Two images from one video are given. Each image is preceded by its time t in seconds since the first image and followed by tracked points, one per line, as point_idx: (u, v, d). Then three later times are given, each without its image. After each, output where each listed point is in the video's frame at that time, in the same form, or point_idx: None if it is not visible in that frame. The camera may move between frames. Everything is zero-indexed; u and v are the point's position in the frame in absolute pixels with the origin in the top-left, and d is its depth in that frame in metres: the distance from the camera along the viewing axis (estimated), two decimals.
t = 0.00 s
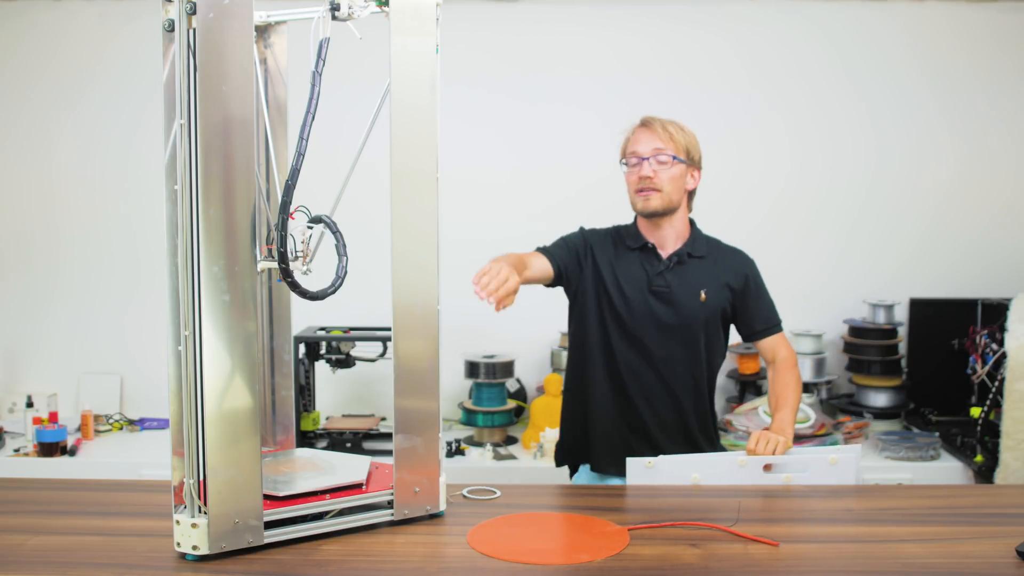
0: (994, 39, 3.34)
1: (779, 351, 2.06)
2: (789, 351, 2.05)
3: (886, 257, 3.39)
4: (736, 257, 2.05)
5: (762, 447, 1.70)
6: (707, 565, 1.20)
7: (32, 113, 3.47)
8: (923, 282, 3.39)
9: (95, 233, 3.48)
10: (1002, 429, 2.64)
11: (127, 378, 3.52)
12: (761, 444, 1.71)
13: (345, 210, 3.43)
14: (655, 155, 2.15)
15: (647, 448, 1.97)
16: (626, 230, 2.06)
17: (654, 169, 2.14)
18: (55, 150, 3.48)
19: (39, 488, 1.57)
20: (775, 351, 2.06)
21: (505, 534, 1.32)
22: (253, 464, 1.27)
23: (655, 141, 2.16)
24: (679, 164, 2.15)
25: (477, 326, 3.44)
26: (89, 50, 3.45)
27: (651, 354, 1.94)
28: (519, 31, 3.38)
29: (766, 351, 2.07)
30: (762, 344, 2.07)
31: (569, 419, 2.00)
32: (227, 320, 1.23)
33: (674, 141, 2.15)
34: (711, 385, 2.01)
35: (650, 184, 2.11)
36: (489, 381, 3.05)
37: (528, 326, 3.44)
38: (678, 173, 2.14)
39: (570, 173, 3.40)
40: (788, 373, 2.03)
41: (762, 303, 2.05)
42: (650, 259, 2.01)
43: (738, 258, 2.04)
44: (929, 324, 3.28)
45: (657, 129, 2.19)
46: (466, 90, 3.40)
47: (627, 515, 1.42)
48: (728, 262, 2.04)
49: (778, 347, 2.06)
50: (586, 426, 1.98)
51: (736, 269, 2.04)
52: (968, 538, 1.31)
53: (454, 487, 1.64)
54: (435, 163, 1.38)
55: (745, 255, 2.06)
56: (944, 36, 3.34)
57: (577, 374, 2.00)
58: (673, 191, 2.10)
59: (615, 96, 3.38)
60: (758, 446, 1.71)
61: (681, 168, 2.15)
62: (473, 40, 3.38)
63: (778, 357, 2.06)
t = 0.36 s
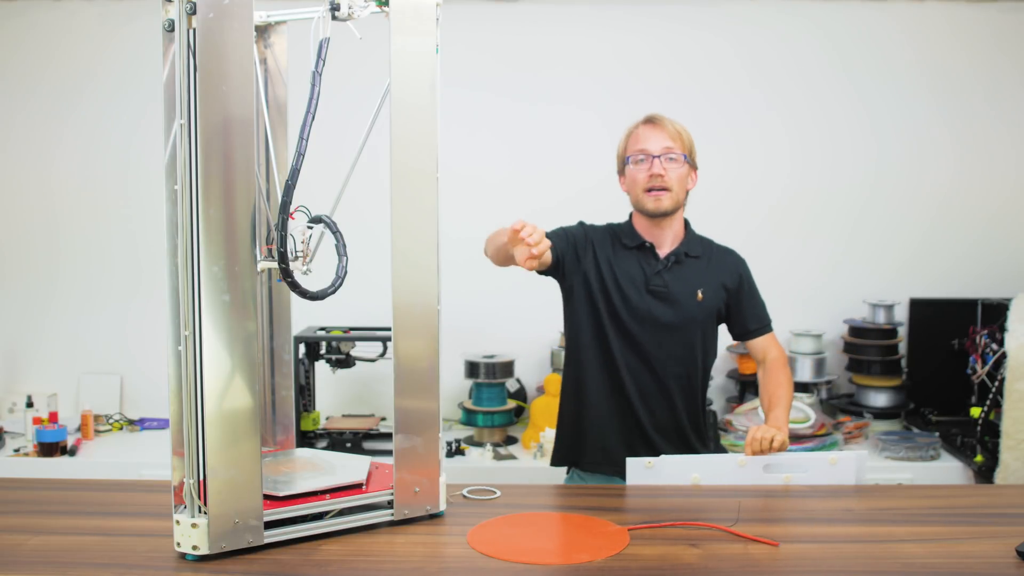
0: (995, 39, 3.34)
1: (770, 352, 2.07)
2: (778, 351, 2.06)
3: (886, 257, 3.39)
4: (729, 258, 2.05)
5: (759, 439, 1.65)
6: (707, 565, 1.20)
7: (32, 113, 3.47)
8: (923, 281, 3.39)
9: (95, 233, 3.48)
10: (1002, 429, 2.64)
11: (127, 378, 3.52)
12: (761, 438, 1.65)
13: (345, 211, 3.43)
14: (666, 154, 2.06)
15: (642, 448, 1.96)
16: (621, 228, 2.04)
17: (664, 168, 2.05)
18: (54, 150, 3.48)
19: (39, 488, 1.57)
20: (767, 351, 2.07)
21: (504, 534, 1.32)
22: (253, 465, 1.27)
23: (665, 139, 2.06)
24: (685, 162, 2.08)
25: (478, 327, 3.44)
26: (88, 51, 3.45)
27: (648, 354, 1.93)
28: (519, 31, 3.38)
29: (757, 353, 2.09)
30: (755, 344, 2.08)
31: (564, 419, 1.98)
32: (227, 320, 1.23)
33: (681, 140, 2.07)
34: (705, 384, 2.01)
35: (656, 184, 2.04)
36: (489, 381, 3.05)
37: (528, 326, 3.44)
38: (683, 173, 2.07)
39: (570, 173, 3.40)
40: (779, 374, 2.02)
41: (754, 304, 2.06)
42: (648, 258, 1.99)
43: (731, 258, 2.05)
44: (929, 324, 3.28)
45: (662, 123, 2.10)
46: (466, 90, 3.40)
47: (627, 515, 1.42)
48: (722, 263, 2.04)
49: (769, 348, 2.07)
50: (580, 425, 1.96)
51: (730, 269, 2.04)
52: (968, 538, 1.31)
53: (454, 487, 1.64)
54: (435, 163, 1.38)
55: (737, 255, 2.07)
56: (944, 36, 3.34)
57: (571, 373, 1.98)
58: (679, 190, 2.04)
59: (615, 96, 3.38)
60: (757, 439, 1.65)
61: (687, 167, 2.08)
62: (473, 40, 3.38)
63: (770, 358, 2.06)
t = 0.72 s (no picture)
0: (995, 39, 3.34)
1: (765, 352, 2.08)
2: (774, 352, 2.08)
3: (885, 257, 3.39)
4: (727, 258, 2.06)
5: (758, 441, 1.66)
6: (707, 565, 1.20)
7: (32, 113, 3.47)
8: (922, 281, 3.39)
9: (95, 233, 3.48)
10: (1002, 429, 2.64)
11: (127, 378, 3.52)
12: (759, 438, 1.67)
13: (345, 211, 3.43)
14: (661, 154, 2.03)
15: (639, 448, 1.95)
16: (619, 229, 2.03)
17: (661, 167, 2.01)
18: (54, 152, 3.48)
19: (39, 488, 1.57)
20: (762, 352, 2.08)
21: (504, 534, 1.32)
22: (253, 464, 1.27)
23: (660, 138, 2.03)
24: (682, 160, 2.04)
25: (477, 327, 3.44)
26: (89, 50, 3.45)
27: (647, 354, 1.93)
28: (519, 31, 3.37)
29: (753, 353, 2.10)
30: (750, 346, 2.09)
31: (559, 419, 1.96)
32: (227, 320, 1.23)
33: (676, 137, 2.04)
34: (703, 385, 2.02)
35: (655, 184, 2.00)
36: (489, 381, 3.05)
37: (528, 326, 3.44)
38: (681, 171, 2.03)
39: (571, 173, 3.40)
40: (775, 374, 2.04)
41: (751, 304, 2.07)
42: (646, 260, 1.99)
43: (729, 258, 2.06)
44: (928, 324, 3.29)
45: (656, 122, 2.07)
46: (467, 90, 3.40)
47: (627, 515, 1.42)
48: (720, 264, 2.04)
49: (764, 348, 2.08)
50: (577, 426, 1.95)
51: (728, 269, 2.05)
52: (968, 538, 1.31)
53: (454, 487, 1.64)
54: (435, 163, 1.38)
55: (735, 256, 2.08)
56: (944, 36, 3.34)
57: (569, 373, 1.97)
58: (678, 188, 2.01)
59: (614, 97, 3.38)
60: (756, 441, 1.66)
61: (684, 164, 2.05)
62: (473, 40, 3.38)
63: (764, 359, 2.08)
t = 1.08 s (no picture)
0: (995, 39, 3.34)
1: (763, 350, 2.08)
2: (772, 349, 2.08)
3: (886, 257, 3.39)
4: (725, 257, 2.05)
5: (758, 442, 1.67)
6: (707, 565, 1.20)
7: (31, 114, 3.47)
8: (922, 281, 3.39)
9: (95, 233, 3.48)
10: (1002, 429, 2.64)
11: (127, 378, 3.53)
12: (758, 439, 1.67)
13: (345, 211, 3.43)
14: (650, 157, 2.03)
15: (641, 448, 1.95)
16: (617, 230, 2.03)
17: (650, 171, 2.02)
18: (54, 152, 3.48)
19: (39, 488, 1.57)
20: (760, 350, 2.08)
21: (504, 534, 1.32)
22: (253, 465, 1.27)
23: (648, 142, 2.03)
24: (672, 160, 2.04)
25: (477, 326, 3.44)
26: (89, 49, 3.45)
27: (647, 353, 1.93)
28: (519, 31, 3.37)
29: (752, 351, 2.10)
30: (749, 344, 2.10)
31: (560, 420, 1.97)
32: (226, 320, 1.23)
33: (664, 139, 2.03)
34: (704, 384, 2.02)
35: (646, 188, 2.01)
36: (489, 381, 3.05)
37: (528, 326, 3.44)
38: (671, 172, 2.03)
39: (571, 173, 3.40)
40: (773, 372, 2.03)
41: (749, 302, 2.07)
42: (645, 260, 1.99)
43: (726, 257, 2.05)
44: (928, 324, 3.29)
45: (643, 125, 2.06)
46: (467, 89, 3.39)
47: (627, 515, 1.42)
48: (718, 262, 2.04)
49: (762, 346, 2.08)
50: (578, 426, 1.95)
51: (726, 268, 2.05)
52: (969, 538, 1.31)
53: (453, 487, 1.64)
54: (435, 163, 1.38)
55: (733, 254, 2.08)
56: (943, 36, 3.34)
57: (569, 373, 1.97)
58: (669, 191, 2.02)
59: (614, 97, 3.38)
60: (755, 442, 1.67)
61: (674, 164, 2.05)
62: (473, 39, 3.38)
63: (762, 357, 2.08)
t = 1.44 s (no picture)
0: (995, 39, 3.34)
1: (763, 352, 2.07)
2: (772, 352, 2.07)
3: (886, 257, 3.39)
4: (731, 259, 2.06)
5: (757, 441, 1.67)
6: (707, 565, 1.20)
7: (31, 114, 3.47)
8: (922, 281, 3.39)
9: (94, 233, 3.48)
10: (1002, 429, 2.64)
11: (127, 378, 3.52)
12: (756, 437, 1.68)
13: (345, 211, 3.43)
14: (674, 155, 2.01)
15: (645, 449, 1.96)
16: (627, 231, 2.02)
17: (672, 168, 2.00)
18: (54, 152, 3.48)
19: (39, 487, 1.57)
20: (759, 351, 2.08)
21: (504, 534, 1.32)
22: (253, 465, 1.27)
23: (674, 140, 2.01)
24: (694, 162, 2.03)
25: (477, 326, 3.44)
26: (88, 48, 3.45)
27: (653, 356, 1.92)
28: (519, 31, 3.37)
29: (752, 353, 2.09)
30: (750, 345, 2.09)
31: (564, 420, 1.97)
32: (226, 320, 1.23)
33: (690, 140, 2.02)
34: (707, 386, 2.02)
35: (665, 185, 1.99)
36: (489, 381, 3.05)
37: (528, 326, 3.44)
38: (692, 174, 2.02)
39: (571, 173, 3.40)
40: (772, 374, 2.03)
41: (753, 305, 2.07)
42: (653, 263, 1.98)
43: (732, 259, 2.06)
44: (928, 324, 3.29)
45: (671, 122, 2.04)
46: (467, 89, 3.39)
47: (626, 516, 1.42)
48: (725, 265, 2.04)
49: (762, 347, 2.08)
50: (582, 427, 1.95)
51: (732, 271, 2.05)
52: (969, 538, 1.31)
53: (453, 487, 1.64)
54: (435, 163, 1.38)
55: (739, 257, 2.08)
56: (944, 36, 3.34)
57: (574, 374, 1.97)
58: (686, 191, 2.01)
59: (614, 97, 3.38)
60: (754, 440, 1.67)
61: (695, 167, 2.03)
62: (473, 39, 3.38)
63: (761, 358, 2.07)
